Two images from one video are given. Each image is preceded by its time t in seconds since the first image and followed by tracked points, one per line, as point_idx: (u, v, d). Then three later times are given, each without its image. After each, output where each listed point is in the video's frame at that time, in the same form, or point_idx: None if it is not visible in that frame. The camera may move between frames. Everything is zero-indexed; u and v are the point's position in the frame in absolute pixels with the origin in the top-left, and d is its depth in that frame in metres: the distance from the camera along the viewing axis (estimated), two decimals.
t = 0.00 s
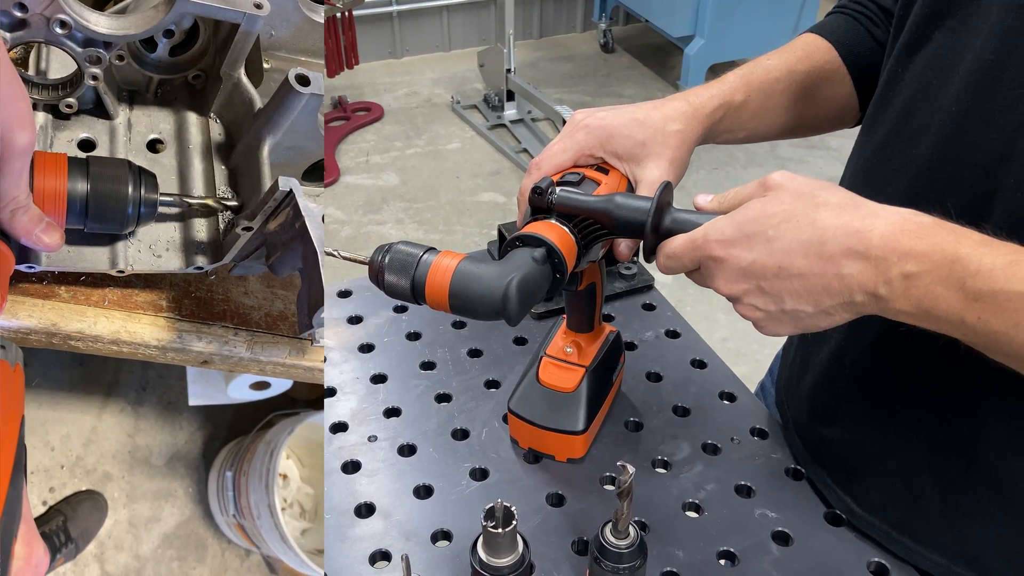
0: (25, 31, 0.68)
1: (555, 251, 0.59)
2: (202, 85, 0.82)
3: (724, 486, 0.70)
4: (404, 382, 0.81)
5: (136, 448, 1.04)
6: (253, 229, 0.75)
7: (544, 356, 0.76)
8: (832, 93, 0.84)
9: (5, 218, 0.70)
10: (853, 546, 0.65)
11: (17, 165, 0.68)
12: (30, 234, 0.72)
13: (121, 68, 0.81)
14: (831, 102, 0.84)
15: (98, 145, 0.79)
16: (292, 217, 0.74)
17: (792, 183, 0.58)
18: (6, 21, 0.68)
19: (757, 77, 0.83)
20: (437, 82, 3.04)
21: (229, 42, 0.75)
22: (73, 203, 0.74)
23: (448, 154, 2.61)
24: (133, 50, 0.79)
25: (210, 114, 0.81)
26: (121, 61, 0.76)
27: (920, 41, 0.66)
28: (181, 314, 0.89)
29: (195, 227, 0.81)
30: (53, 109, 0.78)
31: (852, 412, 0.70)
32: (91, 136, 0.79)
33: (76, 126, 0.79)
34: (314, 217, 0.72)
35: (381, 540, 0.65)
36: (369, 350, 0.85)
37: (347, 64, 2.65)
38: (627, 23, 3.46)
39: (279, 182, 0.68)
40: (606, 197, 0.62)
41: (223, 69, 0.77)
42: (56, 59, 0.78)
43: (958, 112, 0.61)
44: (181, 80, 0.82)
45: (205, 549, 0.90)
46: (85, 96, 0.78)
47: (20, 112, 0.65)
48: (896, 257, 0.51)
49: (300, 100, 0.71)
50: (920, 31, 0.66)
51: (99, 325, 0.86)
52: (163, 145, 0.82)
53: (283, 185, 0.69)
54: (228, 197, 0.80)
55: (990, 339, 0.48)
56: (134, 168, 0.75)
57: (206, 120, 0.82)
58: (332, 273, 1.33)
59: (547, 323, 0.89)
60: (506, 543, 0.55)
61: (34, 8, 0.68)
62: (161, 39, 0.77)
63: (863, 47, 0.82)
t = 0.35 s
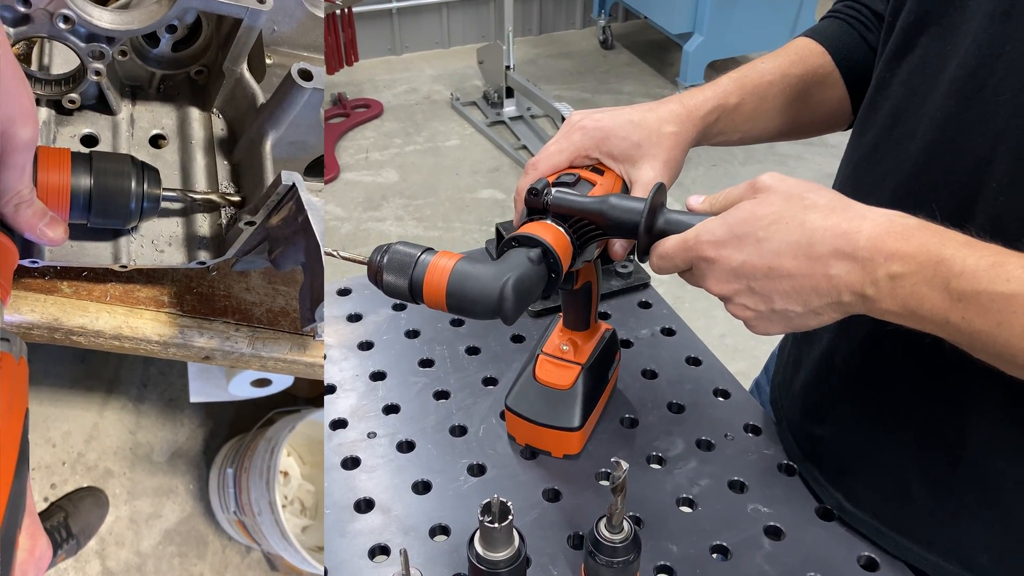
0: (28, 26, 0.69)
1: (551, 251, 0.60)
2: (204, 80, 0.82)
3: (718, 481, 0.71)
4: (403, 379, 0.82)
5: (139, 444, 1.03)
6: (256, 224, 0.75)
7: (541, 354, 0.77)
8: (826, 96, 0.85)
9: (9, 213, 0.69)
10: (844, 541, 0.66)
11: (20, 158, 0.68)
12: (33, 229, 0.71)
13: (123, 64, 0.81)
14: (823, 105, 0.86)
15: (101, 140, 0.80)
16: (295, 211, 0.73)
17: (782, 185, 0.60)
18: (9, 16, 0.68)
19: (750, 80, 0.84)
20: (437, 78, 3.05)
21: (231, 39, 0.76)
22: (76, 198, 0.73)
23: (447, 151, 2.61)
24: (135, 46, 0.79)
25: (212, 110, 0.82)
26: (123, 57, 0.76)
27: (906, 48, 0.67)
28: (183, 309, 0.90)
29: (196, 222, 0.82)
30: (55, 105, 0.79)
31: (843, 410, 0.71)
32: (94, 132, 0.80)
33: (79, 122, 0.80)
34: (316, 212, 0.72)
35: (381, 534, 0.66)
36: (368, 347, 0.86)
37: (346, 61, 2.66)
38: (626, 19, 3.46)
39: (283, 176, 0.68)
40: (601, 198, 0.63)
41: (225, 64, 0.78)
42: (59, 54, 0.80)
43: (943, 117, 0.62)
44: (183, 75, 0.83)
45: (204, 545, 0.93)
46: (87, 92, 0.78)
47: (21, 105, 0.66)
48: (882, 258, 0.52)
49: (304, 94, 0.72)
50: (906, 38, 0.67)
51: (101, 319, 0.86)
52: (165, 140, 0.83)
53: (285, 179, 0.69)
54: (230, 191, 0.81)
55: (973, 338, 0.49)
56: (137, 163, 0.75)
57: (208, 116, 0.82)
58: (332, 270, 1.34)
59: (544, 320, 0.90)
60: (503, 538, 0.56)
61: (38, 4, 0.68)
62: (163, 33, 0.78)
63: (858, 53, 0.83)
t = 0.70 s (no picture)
0: (36, 28, 0.70)
1: (543, 252, 0.61)
2: (210, 80, 0.84)
3: (708, 478, 0.72)
4: (400, 378, 0.83)
5: (145, 444, 1.01)
6: (261, 221, 0.77)
7: (535, 352, 0.78)
8: (812, 95, 0.86)
9: (17, 211, 0.71)
10: (831, 536, 0.67)
11: (27, 158, 0.68)
12: (42, 225, 0.72)
13: (130, 64, 0.82)
14: (810, 105, 0.87)
15: (108, 139, 0.81)
16: (300, 208, 0.77)
17: (767, 187, 0.61)
18: (18, 17, 0.70)
19: (739, 82, 0.86)
20: (436, 77, 3.06)
21: (237, 39, 0.78)
22: (84, 196, 0.74)
23: (446, 149, 2.63)
24: (142, 46, 0.80)
25: (218, 108, 0.83)
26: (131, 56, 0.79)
27: (881, 50, 0.69)
28: (188, 308, 0.91)
29: (202, 220, 0.82)
30: (63, 105, 0.80)
31: (826, 406, 0.73)
32: (101, 131, 0.81)
33: (86, 122, 0.81)
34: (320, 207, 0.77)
35: (377, 530, 0.68)
36: (366, 345, 0.87)
37: (346, 60, 2.67)
38: (626, 18, 3.47)
39: (288, 175, 0.70)
40: (592, 200, 0.64)
41: (231, 64, 0.79)
42: (67, 56, 0.81)
43: (917, 118, 0.63)
44: (189, 75, 0.84)
45: (211, 545, 0.89)
46: (95, 92, 0.79)
47: (29, 104, 0.66)
48: (863, 258, 0.53)
49: (308, 93, 0.73)
50: (883, 39, 0.68)
51: (107, 317, 0.88)
52: (171, 139, 0.83)
53: (291, 176, 0.70)
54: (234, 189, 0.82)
55: (952, 337, 0.50)
56: (143, 161, 0.76)
57: (214, 115, 0.83)
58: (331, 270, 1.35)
59: (539, 319, 0.92)
60: (496, 532, 0.58)
61: (46, 5, 0.70)
62: (169, 35, 0.78)
63: (843, 53, 0.83)
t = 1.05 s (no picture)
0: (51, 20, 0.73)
1: (538, 249, 0.62)
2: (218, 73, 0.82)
3: (701, 472, 0.73)
4: (398, 373, 0.84)
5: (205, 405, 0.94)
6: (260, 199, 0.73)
7: (531, 348, 0.79)
8: (789, 76, 0.88)
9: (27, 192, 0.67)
10: (821, 529, 0.68)
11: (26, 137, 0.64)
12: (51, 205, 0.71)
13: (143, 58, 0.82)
14: (787, 83, 0.89)
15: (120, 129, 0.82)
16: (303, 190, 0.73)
17: (756, 185, 0.62)
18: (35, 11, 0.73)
19: (718, 62, 0.87)
20: (436, 76, 3.07)
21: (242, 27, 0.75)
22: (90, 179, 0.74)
23: (446, 148, 2.63)
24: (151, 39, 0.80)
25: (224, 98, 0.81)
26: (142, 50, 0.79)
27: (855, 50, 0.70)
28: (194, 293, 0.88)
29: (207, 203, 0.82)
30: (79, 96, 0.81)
31: (814, 400, 0.74)
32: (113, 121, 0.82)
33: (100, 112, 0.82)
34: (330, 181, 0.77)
35: (374, 523, 0.69)
36: (363, 342, 0.88)
37: (346, 58, 2.68)
38: (625, 16, 3.48)
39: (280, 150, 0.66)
40: (586, 198, 0.65)
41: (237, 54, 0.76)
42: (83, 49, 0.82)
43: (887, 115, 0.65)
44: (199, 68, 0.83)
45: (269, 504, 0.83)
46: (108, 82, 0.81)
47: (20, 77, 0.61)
48: (850, 254, 0.54)
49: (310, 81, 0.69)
50: (850, 41, 0.70)
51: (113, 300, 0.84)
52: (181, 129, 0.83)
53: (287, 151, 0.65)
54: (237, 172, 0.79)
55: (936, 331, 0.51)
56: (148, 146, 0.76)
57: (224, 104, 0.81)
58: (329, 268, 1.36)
59: (535, 316, 0.93)
60: (490, 524, 0.59)
61: None
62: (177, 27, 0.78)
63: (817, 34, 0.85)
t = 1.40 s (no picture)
0: (83, 19, 0.77)
1: (529, 247, 0.64)
2: (237, 67, 0.83)
3: (691, 466, 0.75)
4: (395, 370, 0.86)
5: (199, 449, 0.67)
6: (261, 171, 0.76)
7: (525, 345, 0.81)
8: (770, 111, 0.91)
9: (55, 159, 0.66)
10: (808, 522, 0.70)
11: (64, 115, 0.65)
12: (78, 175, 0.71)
13: (168, 55, 0.83)
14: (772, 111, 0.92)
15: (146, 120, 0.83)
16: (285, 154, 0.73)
17: (741, 183, 0.63)
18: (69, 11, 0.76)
19: (705, 128, 0.93)
20: (437, 75, 3.08)
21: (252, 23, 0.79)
22: (112, 156, 0.75)
23: (447, 147, 2.65)
24: (176, 35, 0.82)
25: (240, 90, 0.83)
26: (166, 46, 0.82)
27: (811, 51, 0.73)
28: (210, 271, 0.69)
29: (219, 183, 0.81)
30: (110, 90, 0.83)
31: (797, 396, 0.76)
32: (139, 112, 0.83)
33: (127, 105, 0.83)
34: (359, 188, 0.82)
35: (370, 515, 0.70)
36: (361, 339, 0.90)
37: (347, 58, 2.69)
38: (626, 16, 3.49)
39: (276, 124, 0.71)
40: (577, 197, 0.67)
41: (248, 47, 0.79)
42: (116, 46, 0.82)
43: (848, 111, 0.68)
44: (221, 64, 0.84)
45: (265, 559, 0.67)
46: (136, 76, 0.82)
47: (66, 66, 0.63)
48: (833, 249, 0.56)
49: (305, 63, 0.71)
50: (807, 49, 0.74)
51: (138, 271, 0.66)
52: (201, 119, 0.84)
53: (278, 125, 0.71)
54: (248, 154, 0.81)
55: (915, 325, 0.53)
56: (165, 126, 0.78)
57: (239, 96, 0.83)
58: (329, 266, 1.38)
59: (530, 314, 0.94)
60: (482, 516, 0.60)
61: None
62: (196, 24, 0.80)
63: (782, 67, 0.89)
